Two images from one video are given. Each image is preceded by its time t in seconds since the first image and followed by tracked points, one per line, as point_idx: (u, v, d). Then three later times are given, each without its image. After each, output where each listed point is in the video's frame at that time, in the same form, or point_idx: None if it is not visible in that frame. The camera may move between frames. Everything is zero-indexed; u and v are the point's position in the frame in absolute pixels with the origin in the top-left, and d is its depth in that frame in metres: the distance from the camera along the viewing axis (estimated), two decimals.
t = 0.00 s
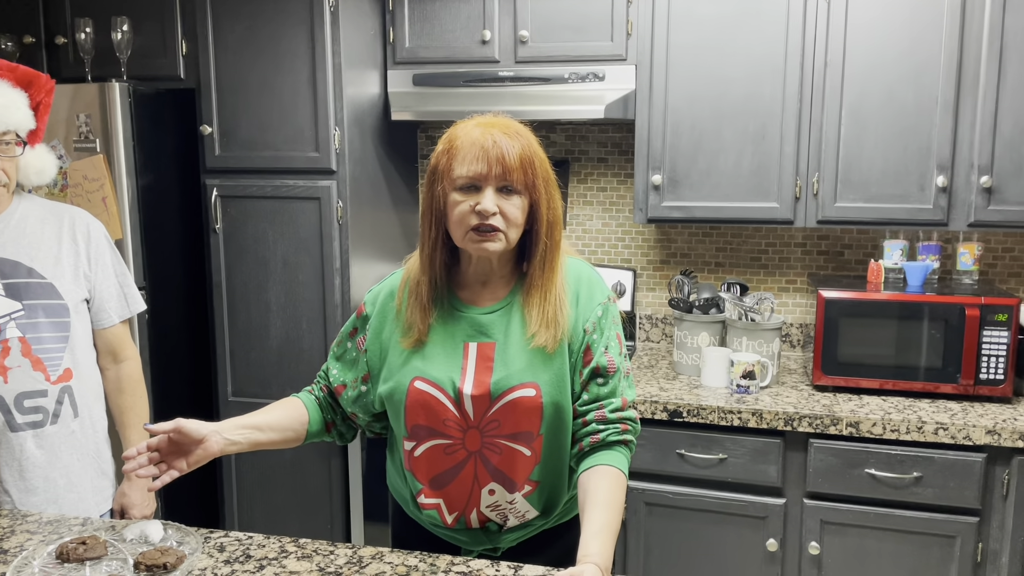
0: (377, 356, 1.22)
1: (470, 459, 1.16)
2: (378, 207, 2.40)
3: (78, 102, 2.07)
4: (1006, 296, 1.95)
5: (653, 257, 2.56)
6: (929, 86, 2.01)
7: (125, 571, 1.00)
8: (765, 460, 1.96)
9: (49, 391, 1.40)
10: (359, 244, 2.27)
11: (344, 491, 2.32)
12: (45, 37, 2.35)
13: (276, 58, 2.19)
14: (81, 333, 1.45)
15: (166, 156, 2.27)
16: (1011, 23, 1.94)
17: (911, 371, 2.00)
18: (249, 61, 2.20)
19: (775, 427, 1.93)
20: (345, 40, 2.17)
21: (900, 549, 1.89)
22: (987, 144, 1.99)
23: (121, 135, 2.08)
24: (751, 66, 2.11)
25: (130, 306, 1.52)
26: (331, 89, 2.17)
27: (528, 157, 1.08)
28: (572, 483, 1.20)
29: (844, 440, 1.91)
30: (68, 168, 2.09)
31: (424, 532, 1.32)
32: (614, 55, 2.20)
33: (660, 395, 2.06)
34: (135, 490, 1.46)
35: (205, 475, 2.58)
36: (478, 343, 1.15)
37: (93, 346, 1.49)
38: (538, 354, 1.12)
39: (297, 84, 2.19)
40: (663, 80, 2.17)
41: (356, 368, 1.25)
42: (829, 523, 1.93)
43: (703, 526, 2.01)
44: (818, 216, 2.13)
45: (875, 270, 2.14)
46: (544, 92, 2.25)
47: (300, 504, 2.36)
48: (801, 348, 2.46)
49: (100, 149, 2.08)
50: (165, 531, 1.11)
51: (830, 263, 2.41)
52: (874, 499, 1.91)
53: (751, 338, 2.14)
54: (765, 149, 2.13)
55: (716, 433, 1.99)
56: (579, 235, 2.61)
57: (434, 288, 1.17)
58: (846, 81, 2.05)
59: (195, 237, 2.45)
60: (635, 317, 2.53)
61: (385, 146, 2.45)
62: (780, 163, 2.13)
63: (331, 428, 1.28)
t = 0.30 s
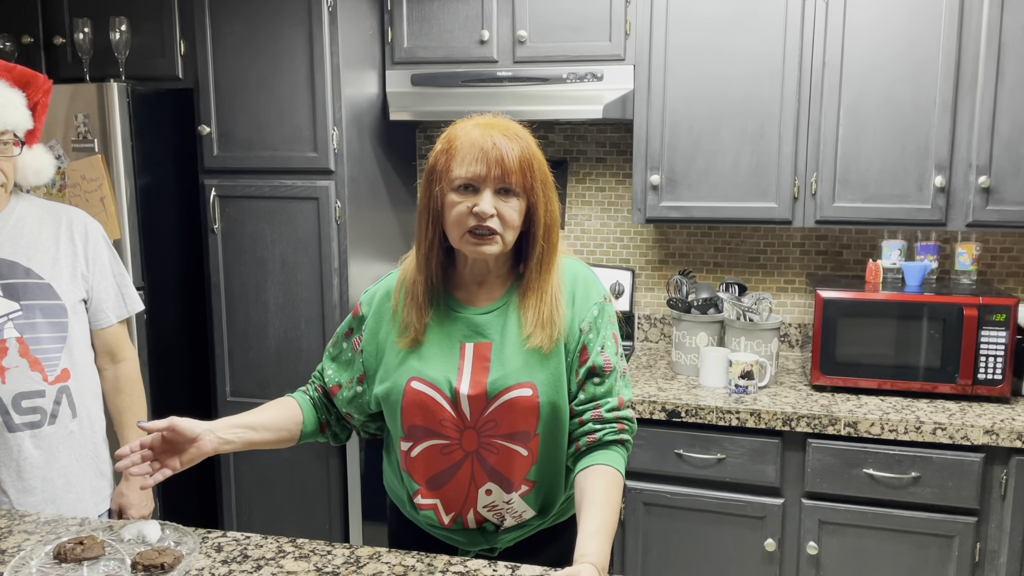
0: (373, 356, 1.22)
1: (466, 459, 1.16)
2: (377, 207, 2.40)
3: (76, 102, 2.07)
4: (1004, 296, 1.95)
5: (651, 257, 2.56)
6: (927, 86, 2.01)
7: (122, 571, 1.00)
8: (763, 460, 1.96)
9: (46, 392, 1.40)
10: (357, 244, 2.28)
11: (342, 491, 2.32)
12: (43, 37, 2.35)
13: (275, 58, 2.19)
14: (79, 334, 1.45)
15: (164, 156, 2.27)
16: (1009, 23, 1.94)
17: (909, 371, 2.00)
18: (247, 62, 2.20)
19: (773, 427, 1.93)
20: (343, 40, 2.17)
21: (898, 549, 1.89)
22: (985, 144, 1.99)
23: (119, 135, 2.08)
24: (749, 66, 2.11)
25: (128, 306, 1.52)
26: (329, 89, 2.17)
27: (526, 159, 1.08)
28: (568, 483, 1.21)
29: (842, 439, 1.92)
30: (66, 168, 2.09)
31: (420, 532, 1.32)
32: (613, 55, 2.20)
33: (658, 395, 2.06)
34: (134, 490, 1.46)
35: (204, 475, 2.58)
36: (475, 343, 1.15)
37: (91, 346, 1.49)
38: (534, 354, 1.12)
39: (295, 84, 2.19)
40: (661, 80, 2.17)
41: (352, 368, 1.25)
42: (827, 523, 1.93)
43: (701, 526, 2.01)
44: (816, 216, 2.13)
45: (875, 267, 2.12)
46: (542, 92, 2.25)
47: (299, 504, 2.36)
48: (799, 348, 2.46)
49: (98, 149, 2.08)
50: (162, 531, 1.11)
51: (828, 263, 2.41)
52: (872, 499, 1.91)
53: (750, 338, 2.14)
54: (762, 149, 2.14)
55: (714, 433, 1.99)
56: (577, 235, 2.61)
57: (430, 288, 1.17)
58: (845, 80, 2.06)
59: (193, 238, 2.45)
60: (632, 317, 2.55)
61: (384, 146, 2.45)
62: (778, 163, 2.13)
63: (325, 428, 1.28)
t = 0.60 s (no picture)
0: (371, 356, 1.22)
1: (465, 459, 1.16)
2: (376, 207, 2.40)
3: (76, 102, 2.07)
4: (1002, 296, 1.95)
5: (650, 257, 2.56)
6: (925, 87, 2.01)
7: (120, 570, 1.00)
8: (762, 460, 1.96)
9: (44, 391, 1.40)
10: (356, 244, 2.28)
11: (340, 491, 2.32)
12: (42, 37, 2.35)
13: (274, 58, 2.19)
14: (76, 333, 1.45)
15: (163, 155, 2.27)
16: (1008, 23, 1.94)
17: (908, 372, 2.00)
18: (246, 61, 2.20)
19: (772, 427, 1.94)
20: (342, 40, 2.17)
21: (896, 549, 1.89)
22: (984, 144, 1.99)
23: (118, 135, 2.08)
24: (748, 66, 2.11)
25: (126, 306, 1.52)
26: (328, 89, 2.16)
27: (524, 160, 1.08)
28: (566, 483, 1.21)
29: (841, 439, 1.92)
30: (65, 168, 2.09)
31: (419, 532, 1.32)
32: (612, 55, 2.21)
33: (656, 395, 2.06)
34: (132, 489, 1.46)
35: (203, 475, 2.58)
36: (473, 343, 1.15)
37: (89, 346, 1.49)
38: (531, 354, 1.12)
39: (294, 84, 2.19)
40: (659, 80, 2.17)
41: (349, 368, 1.25)
42: (826, 523, 1.93)
43: (700, 526, 2.01)
44: (815, 216, 2.13)
45: (870, 270, 2.11)
46: (541, 92, 2.25)
47: (298, 504, 2.36)
48: (798, 349, 2.47)
49: (97, 149, 2.08)
50: (160, 530, 1.11)
51: (827, 263, 2.41)
52: (870, 499, 1.91)
53: (748, 338, 2.14)
54: (761, 149, 2.14)
55: (713, 433, 1.99)
56: (576, 235, 2.61)
57: (428, 287, 1.17)
58: (844, 80, 2.06)
59: (192, 238, 2.45)
60: (631, 317, 2.54)
61: (383, 146, 2.45)
62: (777, 163, 2.13)
63: (322, 427, 1.28)
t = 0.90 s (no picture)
0: (366, 356, 1.22)
1: (462, 461, 1.16)
2: (374, 207, 2.40)
3: (74, 103, 2.07)
4: (1001, 297, 1.95)
5: (649, 258, 2.56)
6: (923, 88, 2.01)
7: (117, 572, 0.99)
8: (760, 462, 1.96)
9: (41, 392, 1.40)
10: (355, 245, 2.27)
11: (338, 492, 2.31)
12: (40, 38, 2.35)
13: (272, 59, 2.19)
14: (73, 334, 1.45)
15: (161, 156, 2.27)
16: (1006, 25, 1.94)
17: (907, 373, 2.00)
18: (245, 62, 2.20)
19: (771, 428, 1.93)
20: (340, 41, 2.17)
21: (895, 550, 1.89)
22: (983, 145, 1.99)
23: (116, 136, 2.08)
24: (747, 68, 2.11)
25: (123, 307, 1.52)
26: (327, 90, 2.16)
27: (516, 160, 1.08)
28: (564, 484, 1.20)
29: (840, 441, 1.91)
30: (63, 169, 2.09)
31: (416, 534, 1.32)
32: (610, 56, 2.21)
33: (655, 396, 2.06)
34: (129, 491, 1.46)
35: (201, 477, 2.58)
36: (470, 344, 1.15)
37: (86, 347, 1.49)
38: (528, 355, 1.12)
39: (292, 84, 2.18)
40: (658, 81, 2.17)
41: (345, 367, 1.25)
42: (825, 525, 1.93)
43: (698, 527, 2.01)
44: (814, 218, 2.13)
45: (870, 271, 2.09)
46: (539, 93, 2.25)
47: (296, 505, 2.35)
48: (797, 350, 2.47)
49: (95, 150, 2.08)
50: (157, 532, 1.10)
51: (826, 264, 2.41)
52: (869, 501, 1.90)
53: (747, 339, 2.13)
54: (760, 150, 2.14)
55: (711, 434, 1.99)
56: (575, 236, 2.61)
57: (424, 289, 1.17)
58: (842, 82, 2.06)
59: (190, 239, 2.45)
60: (629, 317, 2.53)
61: (382, 147, 2.45)
62: (775, 164, 2.13)
63: (315, 425, 1.28)
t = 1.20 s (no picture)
0: (365, 354, 1.22)
1: (461, 462, 1.16)
2: (375, 209, 2.40)
3: (74, 105, 2.07)
4: (1001, 300, 1.95)
5: (649, 261, 2.56)
6: (924, 91, 2.01)
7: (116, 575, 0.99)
8: (760, 464, 1.95)
9: (41, 394, 1.39)
10: (355, 247, 2.27)
11: (338, 495, 2.31)
12: (41, 40, 2.35)
13: (272, 61, 2.19)
14: (73, 337, 1.44)
15: (160, 158, 2.27)
16: (1006, 27, 1.94)
17: (907, 376, 2.00)
18: (245, 64, 2.20)
19: (771, 431, 1.93)
20: (341, 43, 2.17)
21: (895, 553, 1.88)
22: (984, 148, 1.99)
23: (116, 138, 2.08)
24: (747, 70, 2.11)
25: (123, 309, 1.52)
26: (327, 92, 2.16)
27: (505, 162, 1.08)
28: (564, 487, 1.20)
29: (840, 444, 1.91)
30: (63, 171, 2.09)
31: (415, 537, 1.32)
32: (610, 58, 2.21)
33: (655, 398, 2.06)
34: (128, 493, 1.45)
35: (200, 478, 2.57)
36: (470, 346, 1.14)
37: (85, 349, 1.49)
38: (527, 357, 1.12)
39: (292, 86, 2.18)
40: (658, 84, 2.17)
41: (343, 364, 1.24)
42: (825, 528, 1.93)
43: (698, 530, 2.01)
44: (814, 220, 2.13)
45: (870, 274, 2.14)
46: (539, 95, 2.25)
47: (295, 507, 2.35)
48: (797, 352, 2.46)
49: (95, 152, 2.08)
50: (157, 535, 1.10)
51: (826, 266, 2.41)
52: (869, 504, 1.90)
53: (747, 342, 2.13)
54: (760, 153, 2.14)
55: (712, 437, 1.98)
56: (575, 238, 2.61)
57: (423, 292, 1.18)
58: (842, 84, 2.06)
59: (190, 240, 2.45)
60: (630, 320, 2.55)
61: (382, 149, 2.45)
62: (775, 167, 2.13)
63: (304, 419, 1.27)
